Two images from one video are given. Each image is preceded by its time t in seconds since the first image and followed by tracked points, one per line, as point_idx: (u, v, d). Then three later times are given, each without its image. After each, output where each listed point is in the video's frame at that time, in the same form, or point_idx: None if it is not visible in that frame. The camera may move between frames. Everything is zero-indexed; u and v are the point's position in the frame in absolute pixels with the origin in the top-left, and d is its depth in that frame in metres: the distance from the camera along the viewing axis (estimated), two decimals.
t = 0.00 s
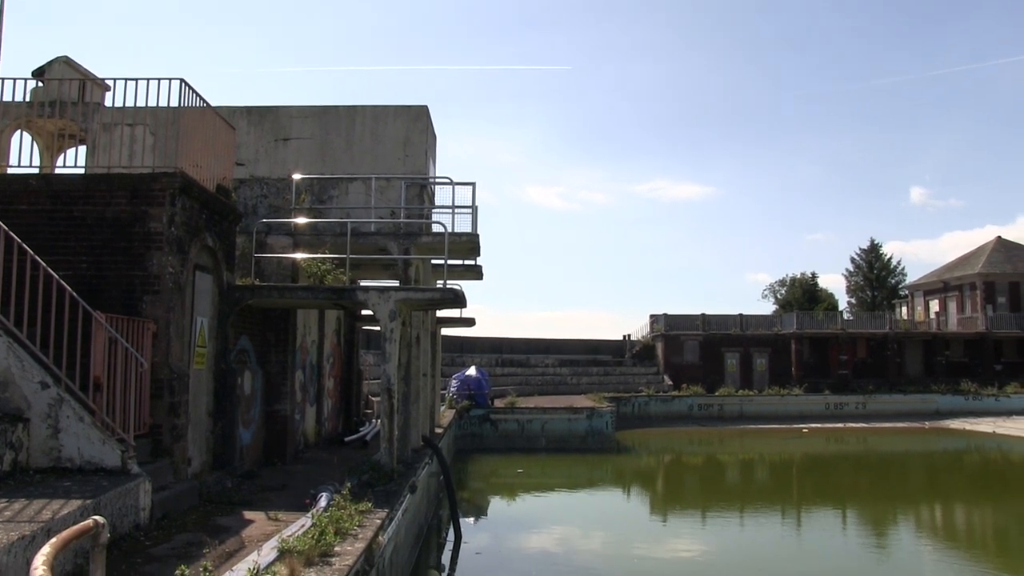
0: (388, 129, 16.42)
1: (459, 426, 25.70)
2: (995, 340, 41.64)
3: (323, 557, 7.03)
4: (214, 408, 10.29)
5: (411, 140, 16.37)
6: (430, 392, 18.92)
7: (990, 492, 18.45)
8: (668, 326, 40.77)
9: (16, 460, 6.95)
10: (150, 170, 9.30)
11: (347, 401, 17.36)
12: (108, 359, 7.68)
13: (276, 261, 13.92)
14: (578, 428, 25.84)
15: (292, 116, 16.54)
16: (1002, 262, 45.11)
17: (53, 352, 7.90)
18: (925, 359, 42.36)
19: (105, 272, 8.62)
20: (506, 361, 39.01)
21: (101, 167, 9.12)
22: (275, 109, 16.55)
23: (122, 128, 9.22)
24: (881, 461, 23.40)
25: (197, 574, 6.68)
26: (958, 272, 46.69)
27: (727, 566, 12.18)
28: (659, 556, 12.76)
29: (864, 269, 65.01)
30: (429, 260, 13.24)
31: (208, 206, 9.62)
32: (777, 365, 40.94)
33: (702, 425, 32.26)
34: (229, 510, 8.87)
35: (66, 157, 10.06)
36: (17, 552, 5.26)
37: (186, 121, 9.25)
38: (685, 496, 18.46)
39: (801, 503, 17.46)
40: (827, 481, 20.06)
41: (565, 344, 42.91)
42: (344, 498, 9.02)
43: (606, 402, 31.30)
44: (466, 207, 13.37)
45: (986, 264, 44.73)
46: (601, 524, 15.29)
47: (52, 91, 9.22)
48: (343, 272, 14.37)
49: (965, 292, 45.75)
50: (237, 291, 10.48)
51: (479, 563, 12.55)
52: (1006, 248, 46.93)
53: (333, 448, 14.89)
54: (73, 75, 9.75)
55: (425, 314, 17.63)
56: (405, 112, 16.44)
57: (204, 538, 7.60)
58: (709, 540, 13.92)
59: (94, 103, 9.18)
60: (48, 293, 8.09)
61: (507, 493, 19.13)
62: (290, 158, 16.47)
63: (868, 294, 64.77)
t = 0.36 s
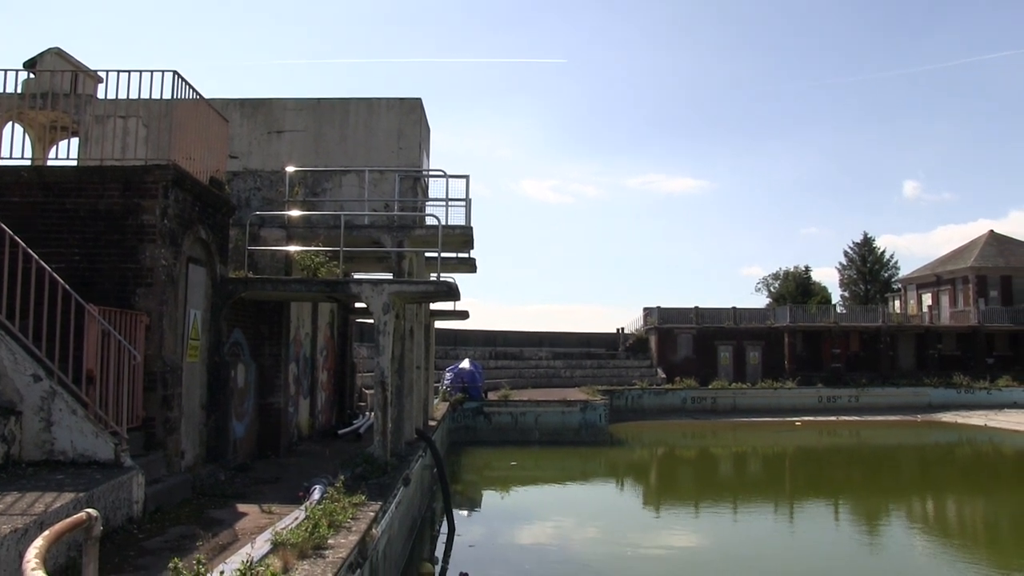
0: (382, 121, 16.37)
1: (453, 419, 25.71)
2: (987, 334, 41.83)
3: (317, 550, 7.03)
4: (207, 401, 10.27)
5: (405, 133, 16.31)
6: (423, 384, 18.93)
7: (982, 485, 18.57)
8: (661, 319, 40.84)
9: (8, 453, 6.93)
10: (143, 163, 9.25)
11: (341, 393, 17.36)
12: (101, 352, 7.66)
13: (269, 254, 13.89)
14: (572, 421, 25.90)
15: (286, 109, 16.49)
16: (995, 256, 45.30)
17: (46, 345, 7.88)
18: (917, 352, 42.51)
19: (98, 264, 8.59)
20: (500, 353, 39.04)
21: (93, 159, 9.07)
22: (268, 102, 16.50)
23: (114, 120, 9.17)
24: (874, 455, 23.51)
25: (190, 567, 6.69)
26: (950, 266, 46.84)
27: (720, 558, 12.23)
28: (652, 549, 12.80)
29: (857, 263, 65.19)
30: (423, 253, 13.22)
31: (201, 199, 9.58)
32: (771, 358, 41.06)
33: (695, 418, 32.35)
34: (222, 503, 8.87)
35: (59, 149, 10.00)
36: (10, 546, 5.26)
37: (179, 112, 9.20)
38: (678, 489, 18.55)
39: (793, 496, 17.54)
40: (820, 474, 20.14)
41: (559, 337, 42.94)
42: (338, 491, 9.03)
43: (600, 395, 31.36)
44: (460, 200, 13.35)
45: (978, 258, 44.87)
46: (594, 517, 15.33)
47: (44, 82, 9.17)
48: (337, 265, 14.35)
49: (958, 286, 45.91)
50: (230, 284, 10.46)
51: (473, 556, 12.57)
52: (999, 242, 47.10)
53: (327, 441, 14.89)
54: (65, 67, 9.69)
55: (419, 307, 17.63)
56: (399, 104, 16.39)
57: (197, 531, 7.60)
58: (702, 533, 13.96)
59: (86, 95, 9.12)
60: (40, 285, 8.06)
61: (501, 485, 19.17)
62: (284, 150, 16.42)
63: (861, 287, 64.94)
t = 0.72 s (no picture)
0: (375, 113, 16.31)
1: (446, 410, 25.74)
2: (979, 327, 42.04)
3: (310, 542, 7.04)
4: (200, 392, 10.25)
5: (398, 124, 16.25)
6: (417, 376, 18.94)
7: (973, 477, 18.69)
8: (654, 311, 40.92)
9: None
10: (135, 154, 9.20)
11: (334, 384, 17.35)
12: (93, 344, 7.63)
13: (262, 246, 13.84)
14: (565, 413, 25.96)
15: (279, 100, 16.43)
16: (986, 250, 45.48)
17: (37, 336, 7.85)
18: (909, 345, 42.70)
19: (90, 256, 8.55)
20: (493, 346, 39.07)
21: (85, 150, 9.02)
22: (261, 93, 16.44)
23: (106, 111, 9.11)
24: (865, 447, 23.64)
25: (183, 559, 6.68)
26: (942, 259, 47.01)
27: (712, 550, 12.29)
28: (646, 540, 12.84)
29: (849, 256, 65.40)
30: (416, 245, 13.21)
31: (194, 190, 9.55)
32: (763, 350, 41.18)
33: (688, 410, 32.47)
34: (215, 495, 8.87)
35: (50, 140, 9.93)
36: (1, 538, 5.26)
37: (172, 103, 9.16)
38: (671, 481, 18.61)
39: (785, 488, 17.62)
40: (812, 467, 20.24)
41: (552, 329, 42.99)
42: (331, 483, 9.03)
43: (593, 387, 31.43)
44: (453, 192, 13.31)
45: (970, 251, 45.05)
46: (587, 509, 15.38)
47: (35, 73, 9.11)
48: (330, 257, 14.32)
49: (950, 279, 46.08)
50: (223, 276, 10.44)
51: (466, 547, 12.61)
52: (991, 235, 47.28)
53: (320, 433, 14.90)
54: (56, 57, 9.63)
55: (412, 299, 17.62)
56: (393, 96, 16.33)
57: (190, 523, 7.60)
58: (694, 524, 14.02)
59: (77, 86, 9.06)
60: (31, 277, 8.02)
61: (493, 477, 19.22)
62: (277, 142, 16.35)
63: (853, 280, 65.15)
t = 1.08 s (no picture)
0: (368, 100, 16.24)
1: (438, 399, 25.77)
2: (969, 317, 42.25)
3: (302, 530, 7.05)
4: (192, 380, 10.24)
5: (391, 113, 16.19)
6: (409, 364, 18.95)
7: (961, 466, 18.84)
8: (647, 300, 40.98)
9: None
10: (126, 141, 9.14)
11: (326, 373, 17.34)
12: (84, 332, 7.61)
13: (254, 235, 13.79)
14: (557, 401, 26.01)
15: (271, 88, 16.35)
16: (977, 240, 45.67)
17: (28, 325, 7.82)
18: (900, 335, 42.89)
19: (80, 244, 8.52)
20: (486, 334, 39.10)
21: (75, 137, 8.96)
22: (253, 81, 16.36)
23: (96, 98, 9.04)
24: (855, 436, 23.78)
25: (175, 547, 6.68)
26: (933, 249, 47.18)
27: (703, 538, 12.37)
28: (638, 528, 12.90)
29: (841, 245, 65.60)
30: (408, 233, 13.19)
31: (186, 178, 9.51)
32: (755, 339, 41.32)
33: (680, 398, 32.58)
34: (207, 483, 8.86)
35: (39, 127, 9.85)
36: None
37: (163, 90, 9.09)
38: (663, 469, 18.71)
39: (776, 476, 17.71)
40: (803, 455, 20.34)
41: (544, 318, 43.02)
42: (323, 471, 9.04)
43: (585, 375, 31.51)
44: (446, 180, 13.28)
45: (961, 242, 45.23)
46: (579, 497, 15.43)
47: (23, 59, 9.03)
48: (322, 245, 14.29)
49: (940, 269, 46.27)
50: (215, 264, 10.41)
51: (458, 535, 12.65)
52: (982, 226, 47.45)
53: (312, 421, 14.90)
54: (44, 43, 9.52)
55: (404, 287, 17.60)
56: (385, 84, 16.26)
57: (182, 511, 7.61)
58: (686, 513, 14.09)
59: (67, 72, 8.99)
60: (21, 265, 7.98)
61: (485, 465, 19.28)
62: (268, 130, 16.28)
63: (845, 270, 65.38)
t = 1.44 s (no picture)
0: (359, 80, 16.12)
1: (429, 378, 25.81)
2: (958, 299, 42.49)
3: (293, 509, 7.08)
4: (182, 360, 10.21)
5: (382, 92, 16.08)
6: (400, 344, 18.95)
7: (949, 446, 19.00)
8: (638, 281, 41.04)
9: None
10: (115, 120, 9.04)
11: (317, 352, 17.33)
12: (74, 311, 7.58)
13: (245, 214, 13.72)
14: (548, 381, 26.09)
15: (261, 66, 16.22)
16: (967, 222, 45.86)
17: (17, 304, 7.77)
18: (890, 316, 43.11)
19: (69, 223, 8.45)
20: (476, 314, 39.11)
21: (63, 116, 8.85)
22: (243, 59, 16.21)
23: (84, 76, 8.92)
24: (843, 416, 23.95)
25: (167, 527, 6.70)
26: (924, 232, 47.35)
27: (692, 517, 12.47)
28: (628, 508, 12.97)
29: (832, 227, 65.76)
30: (399, 212, 13.15)
31: (175, 157, 9.43)
32: (745, 321, 41.48)
33: (670, 379, 32.73)
34: (198, 462, 8.87)
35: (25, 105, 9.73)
36: None
37: (152, 68, 8.99)
38: (653, 449, 18.82)
39: (766, 456, 17.83)
40: (792, 436, 20.48)
41: (535, 298, 43.05)
42: (315, 450, 9.06)
43: (575, 355, 31.59)
44: (437, 159, 13.21)
45: (951, 224, 45.40)
46: (570, 477, 15.51)
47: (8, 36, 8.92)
48: (313, 225, 14.24)
49: (930, 251, 46.47)
50: (205, 244, 10.36)
51: (449, 515, 12.70)
52: (972, 208, 47.62)
53: (303, 401, 14.91)
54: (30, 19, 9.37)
55: (396, 267, 17.57)
56: (376, 63, 16.13)
57: (173, 490, 7.61)
58: (676, 492, 14.18)
59: (53, 50, 8.86)
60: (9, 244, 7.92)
61: (476, 445, 19.36)
62: (259, 109, 16.16)
63: (836, 252, 65.58)
